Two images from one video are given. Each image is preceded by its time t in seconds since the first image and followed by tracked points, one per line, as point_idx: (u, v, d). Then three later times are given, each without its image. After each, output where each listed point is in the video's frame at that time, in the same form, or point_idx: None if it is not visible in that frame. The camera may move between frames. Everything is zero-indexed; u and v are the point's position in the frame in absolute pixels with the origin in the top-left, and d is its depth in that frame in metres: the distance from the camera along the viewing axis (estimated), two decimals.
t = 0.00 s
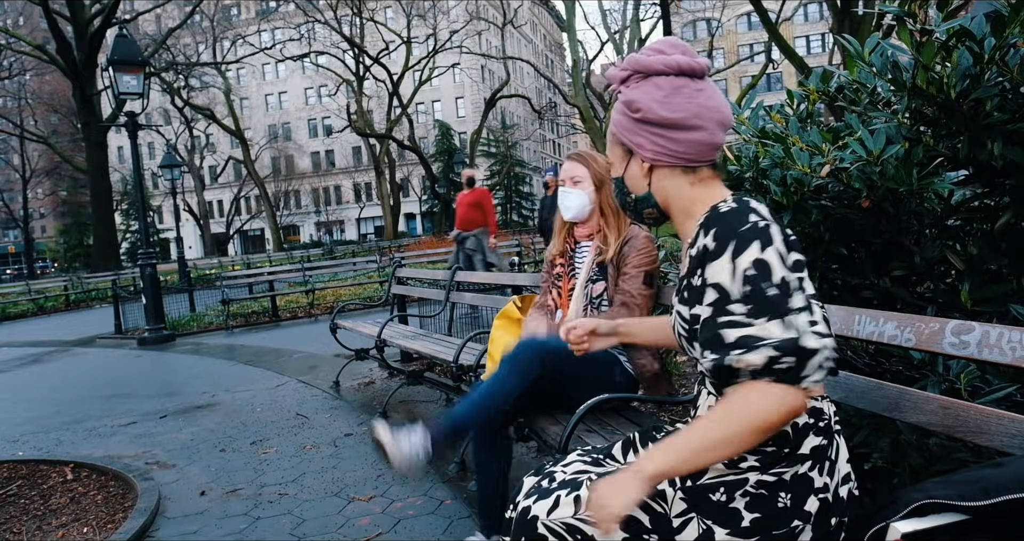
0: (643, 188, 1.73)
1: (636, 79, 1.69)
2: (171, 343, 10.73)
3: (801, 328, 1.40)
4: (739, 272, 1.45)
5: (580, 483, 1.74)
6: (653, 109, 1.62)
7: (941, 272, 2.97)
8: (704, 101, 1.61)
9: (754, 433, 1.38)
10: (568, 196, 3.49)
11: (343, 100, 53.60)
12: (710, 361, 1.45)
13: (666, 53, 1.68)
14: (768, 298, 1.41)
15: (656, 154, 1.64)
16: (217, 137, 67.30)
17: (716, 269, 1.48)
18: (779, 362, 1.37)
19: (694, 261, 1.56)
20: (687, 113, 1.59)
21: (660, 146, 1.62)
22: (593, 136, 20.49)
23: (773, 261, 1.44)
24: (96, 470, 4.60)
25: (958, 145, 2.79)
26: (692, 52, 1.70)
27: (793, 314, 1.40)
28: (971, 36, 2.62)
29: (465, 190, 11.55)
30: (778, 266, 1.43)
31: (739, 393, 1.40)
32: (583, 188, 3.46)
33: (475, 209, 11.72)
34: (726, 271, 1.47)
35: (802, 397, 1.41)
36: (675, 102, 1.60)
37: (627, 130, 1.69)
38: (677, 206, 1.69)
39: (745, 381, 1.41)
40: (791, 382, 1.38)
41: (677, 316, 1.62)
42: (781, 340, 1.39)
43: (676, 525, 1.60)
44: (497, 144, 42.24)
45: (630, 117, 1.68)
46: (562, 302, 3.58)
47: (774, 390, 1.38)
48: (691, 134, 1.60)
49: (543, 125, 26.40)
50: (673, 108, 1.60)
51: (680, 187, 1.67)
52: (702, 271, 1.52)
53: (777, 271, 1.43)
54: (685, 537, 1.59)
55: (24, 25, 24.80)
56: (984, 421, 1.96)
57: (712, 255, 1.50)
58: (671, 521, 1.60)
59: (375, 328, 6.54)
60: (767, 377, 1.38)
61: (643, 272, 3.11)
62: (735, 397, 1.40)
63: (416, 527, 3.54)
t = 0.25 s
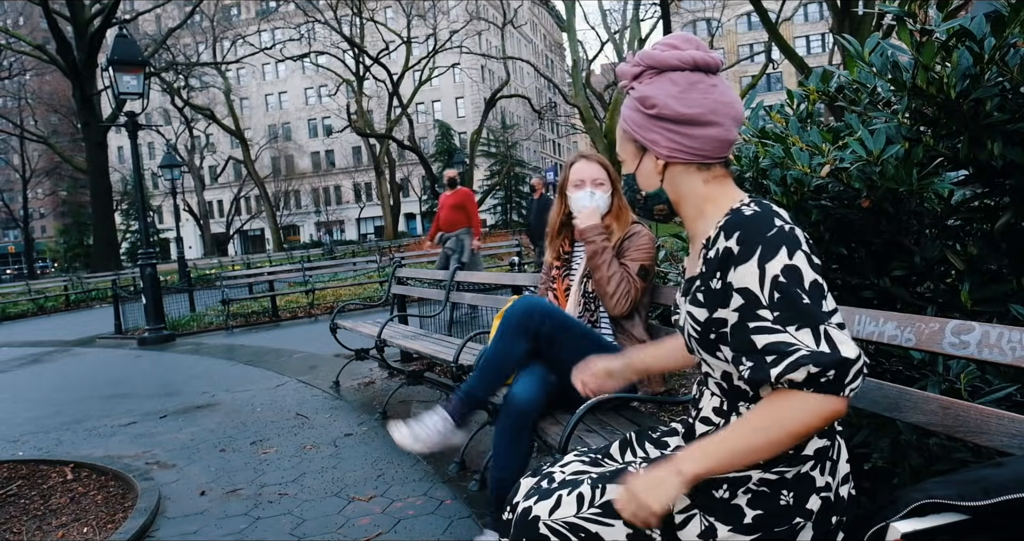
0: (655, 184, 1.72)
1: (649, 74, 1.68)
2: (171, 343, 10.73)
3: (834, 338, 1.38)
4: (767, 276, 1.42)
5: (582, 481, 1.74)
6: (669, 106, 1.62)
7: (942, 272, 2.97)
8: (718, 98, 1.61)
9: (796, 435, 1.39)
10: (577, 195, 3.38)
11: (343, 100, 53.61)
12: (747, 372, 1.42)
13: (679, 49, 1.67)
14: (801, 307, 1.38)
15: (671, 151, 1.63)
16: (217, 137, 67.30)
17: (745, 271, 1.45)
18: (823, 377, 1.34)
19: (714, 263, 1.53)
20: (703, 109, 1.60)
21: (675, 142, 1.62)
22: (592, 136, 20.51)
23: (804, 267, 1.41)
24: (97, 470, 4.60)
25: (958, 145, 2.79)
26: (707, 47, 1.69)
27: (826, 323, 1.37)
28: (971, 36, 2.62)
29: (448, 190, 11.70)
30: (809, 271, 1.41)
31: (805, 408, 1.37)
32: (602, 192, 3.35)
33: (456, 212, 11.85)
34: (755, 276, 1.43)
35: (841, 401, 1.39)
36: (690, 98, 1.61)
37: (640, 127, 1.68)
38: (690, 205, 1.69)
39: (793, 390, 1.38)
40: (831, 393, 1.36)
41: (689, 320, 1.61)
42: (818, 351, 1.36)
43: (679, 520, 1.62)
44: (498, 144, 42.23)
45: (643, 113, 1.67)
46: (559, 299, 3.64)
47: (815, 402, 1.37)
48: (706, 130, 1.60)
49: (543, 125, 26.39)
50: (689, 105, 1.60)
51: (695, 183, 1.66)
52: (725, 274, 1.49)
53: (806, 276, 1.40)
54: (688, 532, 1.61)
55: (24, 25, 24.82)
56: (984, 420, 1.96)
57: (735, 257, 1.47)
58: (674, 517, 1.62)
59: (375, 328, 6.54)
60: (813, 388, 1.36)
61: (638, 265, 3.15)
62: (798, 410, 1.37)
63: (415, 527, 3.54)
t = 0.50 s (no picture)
0: (665, 185, 1.72)
1: (656, 76, 1.69)
2: (171, 343, 10.73)
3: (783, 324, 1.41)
4: (728, 258, 1.46)
5: (582, 481, 1.72)
6: (678, 105, 1.63)
7: (942, 272, 2.97)
8: (724, 96, 1.62)
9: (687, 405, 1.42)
10: (571, 198, 3.40)
11: (343, 100, 53.60)
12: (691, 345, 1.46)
13: (687, 49, 1.69)
14: (754, 289, 1.41)
15: (682, 152, 1.64)
16: (217, 137, 67.31)
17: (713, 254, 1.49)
18: (747, 360, 1.39)
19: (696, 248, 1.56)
20: (714, 108, 1.61)
21: (685, 143, 1.63)
22: (592, 136, 20.52)
23: (769, 253, 1.44)
24: (97, 470, 4.60)
25: (958, 145, 2.80)
26: (712, 48, 1.70)
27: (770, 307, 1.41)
28: (971, 36, 2.63)
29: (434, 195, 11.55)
30: (773, 258, 1.44)
31: (678, 368, 1.43)
32: (595, 193, 3.38)
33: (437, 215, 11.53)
34: (723, 258, 1.47)
35: (744, 392, 1.41)
36: (700, 98, 1.62)
37: (649, 127, 1.69)
38: (699, 202, 1.67)
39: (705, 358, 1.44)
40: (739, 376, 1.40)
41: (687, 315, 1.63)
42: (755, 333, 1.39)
43: (679, 523, 1.60)
44: (497, 144, 42.24)
45: (652, 114, 1.68)
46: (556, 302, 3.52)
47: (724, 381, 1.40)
48: (717, 129, 1.61)
49: (543, 125, 26.39)
50: (700, 104, 1.61)
51: (705, 184, 1.65)
52: (701, 259, 1.53)
53: (766, 262, 1.43)
54: (688, 536, 1.59)
55: (24, 24, 24.83)
56: (984, 421, 1.96)
57: (711, 240, 1.51)
58: (673, 518, 1.61)
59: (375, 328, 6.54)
60: (719, 362, 1.41)
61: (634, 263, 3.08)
62: (670, 369, 1.44)
63: (415, 527, 3.54)
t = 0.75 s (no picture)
0: (664, 179, 1.72)
1: (652, 72, 1.68)
2: (171, 343, 10.74)
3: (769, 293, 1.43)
4: (710, 235, 1.50)
5: (582, 473, 1.77)
6: (673, 100, 1.62)
7: (941, 272, 2.97)
8: (718, 91, 1.61)
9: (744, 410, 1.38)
10: (555, 197, 3.38)
11: (342, 100, 53.61)
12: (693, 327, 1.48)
13: (681, 45, 1.67)
14: (737, 264, 1.44)
15: (678, 146, 1.64)
16: (217, 137, 67.34)
17: (694, 236, 1.52)
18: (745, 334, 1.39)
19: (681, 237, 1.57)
20: (708, 102, 1.61)
21: (681, 137, 1.63)
22: (592, 136, 20.53)
23: (747, 228, 1.47)
24: (96, 470, 4.60)
25: (958, 145, 2.80)
26: (707, 43, 1.69)
27: (758, 280, 1.43)
28: (971, 36, 2.62)
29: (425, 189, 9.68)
30: (752, 231, 1.47)
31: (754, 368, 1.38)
32: (580, 190, 3.35)
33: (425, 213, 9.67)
34: (701, 237, 1.51)
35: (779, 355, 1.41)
36: (694, 92, 1.61)
37: (646, 123, 1.68)
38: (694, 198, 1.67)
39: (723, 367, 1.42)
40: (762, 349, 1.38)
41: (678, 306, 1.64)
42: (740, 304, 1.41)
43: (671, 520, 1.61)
44: (497, 144, 42.25)
45: (648, 109, 1.67)
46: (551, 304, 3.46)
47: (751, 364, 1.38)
48: (712, 121, 1.62)
49: (543, 125, 26.38)
50: (694, 98, 1.60)
51: (700, 173, 1.66)
52: (686, 242, 1.55)
53: (747, 238, 1.46)
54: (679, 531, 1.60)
55: (24, 24, 24.83)
56: (985, 421, 1.96)
57: (692, 225, 1.53)
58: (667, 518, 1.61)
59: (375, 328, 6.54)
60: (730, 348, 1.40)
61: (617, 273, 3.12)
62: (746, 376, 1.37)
63: (416, 527, 3.54)
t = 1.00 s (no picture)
0: (645, 175, 1.73)
1: (640, 67, 1.67)
2: (171, 343, 10.74)
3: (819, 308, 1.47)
4: (763, 256, 1.44)
5: (573, 475, 1.80)
6: (661, 98, 1.61)
7: (941, 272, 2.97)
8: (706, 92, 1.61)
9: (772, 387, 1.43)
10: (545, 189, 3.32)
11: (342, 100, 53.61)
12: (754, 345, 1.45)
13: (669, 42, 1.66)
14: (796, 286, 1.45)
15: (662, 143, 1.64)
16: (217, 137, 67.33)
17: (739, 257, 1.46)
18: (829, 347, 1.41)
19: (703, 249, 1.51)
20: (694, 102, 1.61)
21: (666, 134, 1.63)
22: (592, 136, 20.53)
23: (794, 249, 1.46)
24: (96, 470, 4.60)
25: (958, 145, 2.80)
26: (696, 41, 1.69)
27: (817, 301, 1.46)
28: (971, 36, 2.63)
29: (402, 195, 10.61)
30: (799, 251, 1.46)
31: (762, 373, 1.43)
32: (566, 179, 3.30)
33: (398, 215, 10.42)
34: (748, 260, 1.45)
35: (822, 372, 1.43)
36: (682, 91, 1.61)
37: (631, 117, 1.68)
38: (676, 197, 1.71)
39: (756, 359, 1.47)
40: (822, 362, 1.42)
41: (665, 302, 1.64)
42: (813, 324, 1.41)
43: (662, 504, 1.61)
44: (498, 144, 42.26)
45: (634, 105, 1.67)
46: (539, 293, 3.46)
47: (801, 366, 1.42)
48: (698, 121, 1.61)
49: (543, 125, 26.38)
50: (682, 97, 1.60)
51: (683, 172, 1.68)
52: (718, 260, 1.48)
53: (796, 257, 1.45)
54: (671, 516, 1.59)
55: (24, 24, 24.83)
56: (984, 420, 1.96)
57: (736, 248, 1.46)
58: (657, 502, 1.62)
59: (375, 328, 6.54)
60: (800, 355, 1.41)
61: (604, 249, 3.04)
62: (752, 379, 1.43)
63: (416, 527, 3.54)
